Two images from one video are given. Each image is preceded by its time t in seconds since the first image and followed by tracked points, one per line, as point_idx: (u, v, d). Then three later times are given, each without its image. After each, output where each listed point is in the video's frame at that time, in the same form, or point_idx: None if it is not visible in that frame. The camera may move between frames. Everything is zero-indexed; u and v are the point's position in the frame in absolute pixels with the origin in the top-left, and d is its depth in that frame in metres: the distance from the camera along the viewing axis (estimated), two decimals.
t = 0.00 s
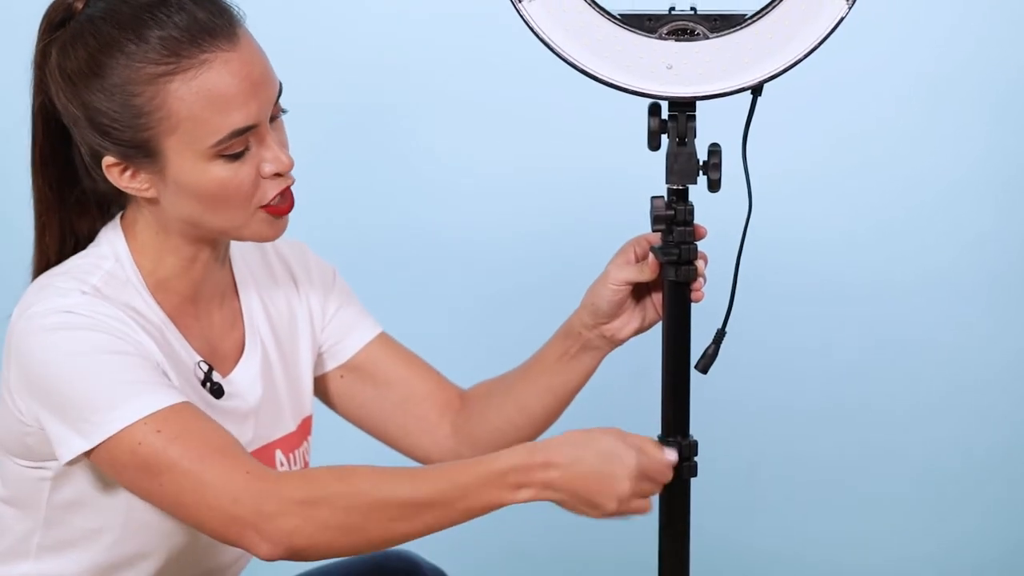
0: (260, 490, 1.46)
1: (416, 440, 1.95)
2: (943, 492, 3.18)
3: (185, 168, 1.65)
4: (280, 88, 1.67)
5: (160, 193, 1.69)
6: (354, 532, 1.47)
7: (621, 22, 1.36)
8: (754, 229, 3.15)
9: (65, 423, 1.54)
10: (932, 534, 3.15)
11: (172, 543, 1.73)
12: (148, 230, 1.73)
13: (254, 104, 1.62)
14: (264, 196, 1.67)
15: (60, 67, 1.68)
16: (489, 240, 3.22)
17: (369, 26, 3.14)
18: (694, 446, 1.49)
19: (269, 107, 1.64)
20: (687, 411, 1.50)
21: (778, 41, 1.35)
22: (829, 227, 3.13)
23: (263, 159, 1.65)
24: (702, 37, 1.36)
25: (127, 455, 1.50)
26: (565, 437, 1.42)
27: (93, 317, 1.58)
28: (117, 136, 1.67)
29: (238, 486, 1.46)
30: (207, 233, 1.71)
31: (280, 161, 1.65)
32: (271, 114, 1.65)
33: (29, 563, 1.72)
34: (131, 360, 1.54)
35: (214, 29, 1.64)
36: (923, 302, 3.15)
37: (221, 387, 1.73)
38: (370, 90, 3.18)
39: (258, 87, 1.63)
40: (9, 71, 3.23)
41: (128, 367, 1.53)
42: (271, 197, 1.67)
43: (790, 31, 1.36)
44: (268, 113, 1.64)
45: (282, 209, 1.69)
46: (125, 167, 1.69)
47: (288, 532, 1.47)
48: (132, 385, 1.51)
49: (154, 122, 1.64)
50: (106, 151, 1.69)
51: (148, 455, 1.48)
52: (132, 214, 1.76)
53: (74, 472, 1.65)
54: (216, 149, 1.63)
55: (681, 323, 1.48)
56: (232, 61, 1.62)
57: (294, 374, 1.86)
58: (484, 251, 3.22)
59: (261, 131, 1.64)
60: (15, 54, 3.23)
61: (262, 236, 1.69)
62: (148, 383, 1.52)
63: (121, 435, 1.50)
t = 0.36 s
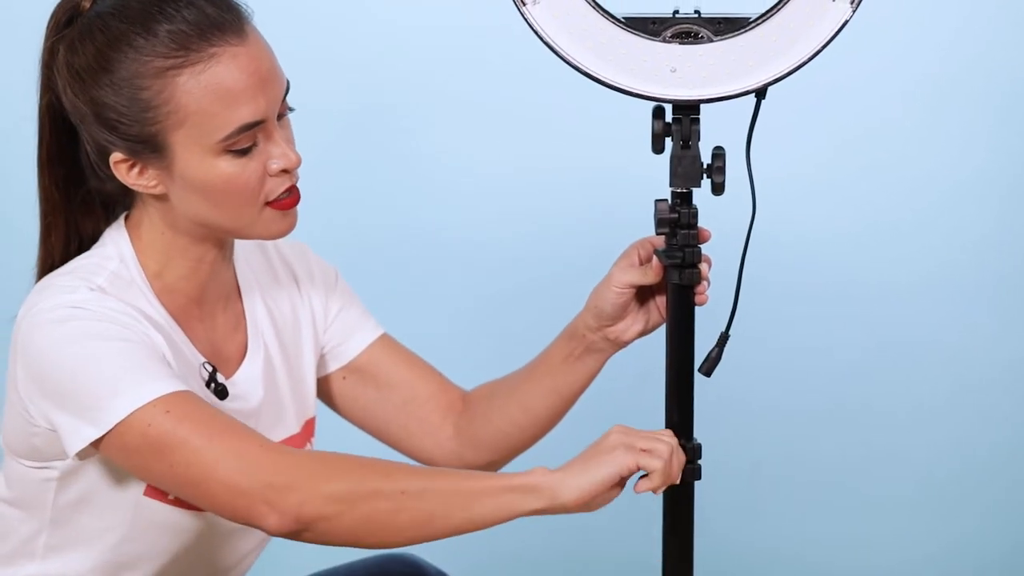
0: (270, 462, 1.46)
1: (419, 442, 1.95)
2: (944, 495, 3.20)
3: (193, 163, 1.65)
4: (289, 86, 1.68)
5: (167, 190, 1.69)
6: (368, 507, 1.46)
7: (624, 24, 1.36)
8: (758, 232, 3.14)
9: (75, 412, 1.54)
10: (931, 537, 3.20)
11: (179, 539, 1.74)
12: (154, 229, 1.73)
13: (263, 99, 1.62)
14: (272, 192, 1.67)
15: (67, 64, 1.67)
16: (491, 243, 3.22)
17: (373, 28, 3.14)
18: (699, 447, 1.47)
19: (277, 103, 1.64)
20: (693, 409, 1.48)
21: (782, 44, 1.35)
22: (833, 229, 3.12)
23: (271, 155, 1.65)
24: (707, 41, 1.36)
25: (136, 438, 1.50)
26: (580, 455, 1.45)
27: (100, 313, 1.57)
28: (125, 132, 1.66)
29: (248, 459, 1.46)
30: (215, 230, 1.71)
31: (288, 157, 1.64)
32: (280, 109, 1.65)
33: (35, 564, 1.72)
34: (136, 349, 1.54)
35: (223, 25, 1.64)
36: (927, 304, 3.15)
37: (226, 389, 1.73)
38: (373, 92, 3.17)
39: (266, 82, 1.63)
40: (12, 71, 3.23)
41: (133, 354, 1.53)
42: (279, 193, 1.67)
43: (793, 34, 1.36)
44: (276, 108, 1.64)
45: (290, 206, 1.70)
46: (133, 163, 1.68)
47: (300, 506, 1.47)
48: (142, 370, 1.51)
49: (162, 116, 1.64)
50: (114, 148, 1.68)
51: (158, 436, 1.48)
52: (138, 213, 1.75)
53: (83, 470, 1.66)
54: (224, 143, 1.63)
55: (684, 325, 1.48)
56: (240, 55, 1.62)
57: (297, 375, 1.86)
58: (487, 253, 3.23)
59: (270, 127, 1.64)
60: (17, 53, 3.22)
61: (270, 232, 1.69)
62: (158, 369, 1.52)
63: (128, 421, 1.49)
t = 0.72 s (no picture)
0: (278, 510, 1.48)
1: (421, 441, 1.95)
2: (948, 498, 3.20)
3: (202, 162, 1.65)
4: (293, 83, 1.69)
5: (175, 191, 1.69)
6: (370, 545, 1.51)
7: (629, 27, 1.36)
8: (764, 234, 3.14)
9: (86, 423, 1.54)
10: (935, 541, 3.20)
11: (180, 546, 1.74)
12: (161, 233, 1.73)
13: (269, 95, 1.63)
14: (280, 188, 1.67)
15: (70, 68, 1.67)
16: (496, 244, 3.23)
17: (373, 30, 3.14)
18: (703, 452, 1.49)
19: (283, 98, 1.65)
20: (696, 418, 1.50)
21: (787, 47, 1.36)
22: (837, 232, 3.12)
23: (279, 151, 1.65)
24: (712, 43, 1.37)
25: (147, 460, 1.51)
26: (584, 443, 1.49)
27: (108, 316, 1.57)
28: (132, 133, 1.66)
29: (256, 504, 1.48)
30: (223, 229, 1.71)
31: (296, 152, 1.65)
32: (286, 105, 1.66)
33: (38, 567, 1.72)
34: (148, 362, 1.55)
35: (226, 22, 1.65)
36: (929, 307, 3.15)
37: (237, 384, 1.73)
38: (373, 95, 3.17)
39: (271, 77, 1.64)
40: (15, 75, 3.23)
41: (145, 368, 1.54)
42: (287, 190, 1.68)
43: (798, 36, 1.36)
44: (282, 102, 1.65)
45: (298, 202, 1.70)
46: (140, 165, 1.68)
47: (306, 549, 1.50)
48: (156, 388, 1.52)
49: (169, 116, 1.64)
50: (120, 150, 1.68)
51: (169, 464, 1.50)
52: (143, 216, 1.75)
53: (88, 475, 1.66)
54: (233, 140, 1.63)
55: (689, 328, 1.48)
56: (245, 51, 1.63)
57: (303, 375, 1.86)
58: (492, 255, 3.23)
59: (276, 123, 1.65)
60: (19, 55, 3.22)
61: (279, 229, 1.70)
62: (173, 388, 1.53)
63: (140, 440, 1.51)
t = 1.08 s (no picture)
0: (307, 464, 1.51)
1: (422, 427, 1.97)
2: (957, 494, 3.20)
3: (191, 140, 1.65)
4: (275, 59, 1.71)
5: (166, 175, 1.69)
6: (403, 489, 1.53)
7: (635, 29, 1.36)
8: (768, 233, 3.15)
9: (93, 415, 1.55)
10: (936, 544, 3.19)
11: (189, 534, 1.74)
12: (154, 226, 1.73)
13: (251, 66, 1.65)
14: (271, 163, 1.67)
15: (54, 61, 1.68)
16: (496, 245, 3.22)
17: (374, 30, 3.14)
18: (708, 454, 1.51)
19: (265, 71, 1.67)
20: (701, 421, 1.52)
21: (792, 50, 1.36)
22: (839, 231, 3.12)
23: (267, 124, 1.66)
24: (717, 45, 1.37)
25: (160, 443, 1.53)
26: (597, 342, 1.50)
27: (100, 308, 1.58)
28: (119, 118, 1.67)
29: (279, 461, 1.51)
30: (215, 212, 1.71)
31: (284, 125, 1.66)
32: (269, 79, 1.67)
33: (47, 568, 1.73)
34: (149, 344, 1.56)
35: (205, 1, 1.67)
36: (935, 306, 3.15)
37: (234, 373, 1.73)
38: (373, 94, 3.18)
39: (251, 49, 1.65)
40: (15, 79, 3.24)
41: (148, 352, 1.55)
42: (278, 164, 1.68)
43: (803, 39, 1.36)
44: (264, 74, 1.67)
45: (289, 179, 1.70)
46: (130, 149, 1.68)
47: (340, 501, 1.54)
48: (157, 369, 1.53)
49: (154, 97, 1.65)
50: (110, 137, 1.69)
51: (188, 442, 1.52)
52: (135, 209, 1.75)
53: (93, 468, 1.67)
54: (218, 114, 1.64)
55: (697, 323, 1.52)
56: (225, 27, 1.65)
57: (297, 365, 1.86)
58: (492, 257, 3.23)
59: (261, 98, 1.67)
60: (18, 55, 3.22)
61: (271, 207, 1.69)
62: (174, 366, 1.54)
63: (152, 423, 1.52)
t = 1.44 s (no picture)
0: (311, 469, 1.52)
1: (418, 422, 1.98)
2: (962, 497, 3.20)
3: (137, 115, 1.61)
4: (251, 52, 1.65)
5: (122, 153, 1.66)
6: (407, 492, 1.55)
7: (640, 31, 1.36)
8: (770, 234, 3.14)
9: (83, 432, 1.56)
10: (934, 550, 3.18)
11: (185, 542, 1.74)
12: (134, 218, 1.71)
13: (208, 49, 1.60)
14: (216, 154, 1.60)
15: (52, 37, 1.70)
16: (495, 250, 3.22)
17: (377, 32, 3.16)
18: (714, 455, 1.51)
19: (224, 57, 1.61)
20: (707, 423, 1.53)
21: (797, 52, 1.36)
22: (839, 233, 3.12)
23: (217, 112, 1.59)
24: (722, 48, 1.37)
25: (158, 457, 1.54)
26: (601, 345, 1.51)
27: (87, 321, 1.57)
28: (86, 90, 1.66)
29: (282, 467, 1.52)
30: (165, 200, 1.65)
31: (234, 115, 1.59)
32: (231, 66, 1.61)
33: None
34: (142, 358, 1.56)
35: None
36: (939, 308, 3.15)
37: (224, 381, 1.73)
38: (376, 95, 3.17)
39: (214, 32, 1.61)
40: (18, 81, 3.25)
41: (143, 366, 1.55)
42: (224, 158, 1.61)
43: (810, 41, 1.36)
44: (224, 59, 1.61)
45: (238, 176, 1.62)
46: (93, 123, 1.67)
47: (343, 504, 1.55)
48: (148, 385, 1.53)
49: (113, 69, 1.63)
50: (79, 108, 1.68)
51: (186, 456, 1.53)
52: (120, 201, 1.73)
53: (86, 480, 1.67)
54: (166, 91, 1.59)
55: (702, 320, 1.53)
56: (189, 8, 1.62)
57: (290, 362, 1.85)
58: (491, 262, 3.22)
59: (215, 85, 1.60)
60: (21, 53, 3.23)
61: (214, 201, 1.61)
62: (168, 380, 1.54)
63: (150, 437, 1.53)
